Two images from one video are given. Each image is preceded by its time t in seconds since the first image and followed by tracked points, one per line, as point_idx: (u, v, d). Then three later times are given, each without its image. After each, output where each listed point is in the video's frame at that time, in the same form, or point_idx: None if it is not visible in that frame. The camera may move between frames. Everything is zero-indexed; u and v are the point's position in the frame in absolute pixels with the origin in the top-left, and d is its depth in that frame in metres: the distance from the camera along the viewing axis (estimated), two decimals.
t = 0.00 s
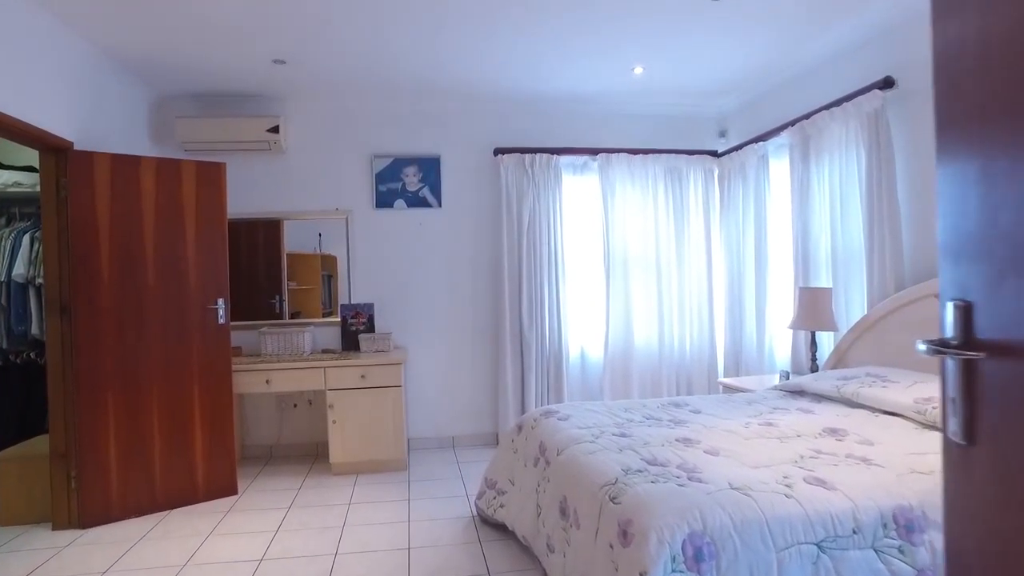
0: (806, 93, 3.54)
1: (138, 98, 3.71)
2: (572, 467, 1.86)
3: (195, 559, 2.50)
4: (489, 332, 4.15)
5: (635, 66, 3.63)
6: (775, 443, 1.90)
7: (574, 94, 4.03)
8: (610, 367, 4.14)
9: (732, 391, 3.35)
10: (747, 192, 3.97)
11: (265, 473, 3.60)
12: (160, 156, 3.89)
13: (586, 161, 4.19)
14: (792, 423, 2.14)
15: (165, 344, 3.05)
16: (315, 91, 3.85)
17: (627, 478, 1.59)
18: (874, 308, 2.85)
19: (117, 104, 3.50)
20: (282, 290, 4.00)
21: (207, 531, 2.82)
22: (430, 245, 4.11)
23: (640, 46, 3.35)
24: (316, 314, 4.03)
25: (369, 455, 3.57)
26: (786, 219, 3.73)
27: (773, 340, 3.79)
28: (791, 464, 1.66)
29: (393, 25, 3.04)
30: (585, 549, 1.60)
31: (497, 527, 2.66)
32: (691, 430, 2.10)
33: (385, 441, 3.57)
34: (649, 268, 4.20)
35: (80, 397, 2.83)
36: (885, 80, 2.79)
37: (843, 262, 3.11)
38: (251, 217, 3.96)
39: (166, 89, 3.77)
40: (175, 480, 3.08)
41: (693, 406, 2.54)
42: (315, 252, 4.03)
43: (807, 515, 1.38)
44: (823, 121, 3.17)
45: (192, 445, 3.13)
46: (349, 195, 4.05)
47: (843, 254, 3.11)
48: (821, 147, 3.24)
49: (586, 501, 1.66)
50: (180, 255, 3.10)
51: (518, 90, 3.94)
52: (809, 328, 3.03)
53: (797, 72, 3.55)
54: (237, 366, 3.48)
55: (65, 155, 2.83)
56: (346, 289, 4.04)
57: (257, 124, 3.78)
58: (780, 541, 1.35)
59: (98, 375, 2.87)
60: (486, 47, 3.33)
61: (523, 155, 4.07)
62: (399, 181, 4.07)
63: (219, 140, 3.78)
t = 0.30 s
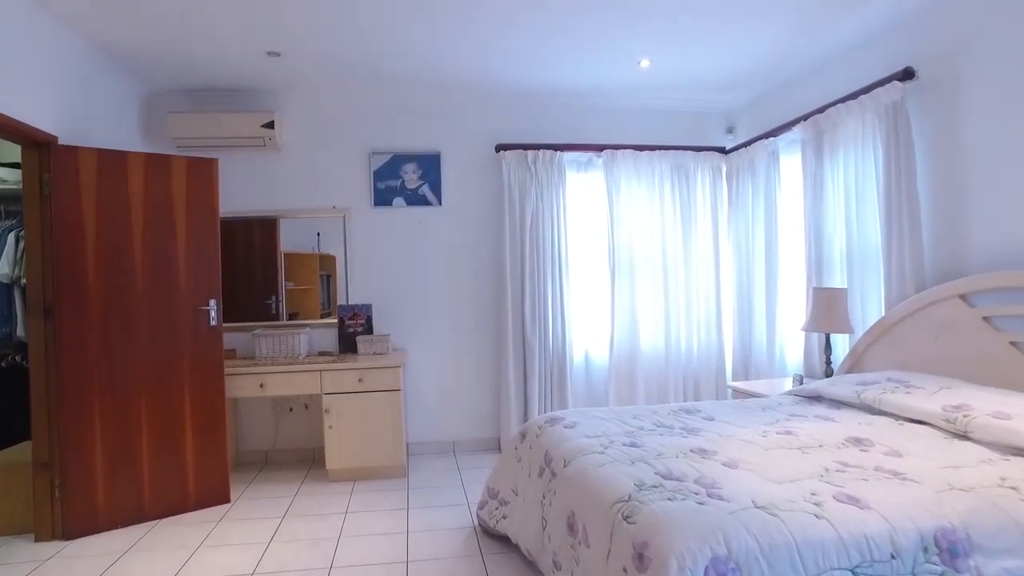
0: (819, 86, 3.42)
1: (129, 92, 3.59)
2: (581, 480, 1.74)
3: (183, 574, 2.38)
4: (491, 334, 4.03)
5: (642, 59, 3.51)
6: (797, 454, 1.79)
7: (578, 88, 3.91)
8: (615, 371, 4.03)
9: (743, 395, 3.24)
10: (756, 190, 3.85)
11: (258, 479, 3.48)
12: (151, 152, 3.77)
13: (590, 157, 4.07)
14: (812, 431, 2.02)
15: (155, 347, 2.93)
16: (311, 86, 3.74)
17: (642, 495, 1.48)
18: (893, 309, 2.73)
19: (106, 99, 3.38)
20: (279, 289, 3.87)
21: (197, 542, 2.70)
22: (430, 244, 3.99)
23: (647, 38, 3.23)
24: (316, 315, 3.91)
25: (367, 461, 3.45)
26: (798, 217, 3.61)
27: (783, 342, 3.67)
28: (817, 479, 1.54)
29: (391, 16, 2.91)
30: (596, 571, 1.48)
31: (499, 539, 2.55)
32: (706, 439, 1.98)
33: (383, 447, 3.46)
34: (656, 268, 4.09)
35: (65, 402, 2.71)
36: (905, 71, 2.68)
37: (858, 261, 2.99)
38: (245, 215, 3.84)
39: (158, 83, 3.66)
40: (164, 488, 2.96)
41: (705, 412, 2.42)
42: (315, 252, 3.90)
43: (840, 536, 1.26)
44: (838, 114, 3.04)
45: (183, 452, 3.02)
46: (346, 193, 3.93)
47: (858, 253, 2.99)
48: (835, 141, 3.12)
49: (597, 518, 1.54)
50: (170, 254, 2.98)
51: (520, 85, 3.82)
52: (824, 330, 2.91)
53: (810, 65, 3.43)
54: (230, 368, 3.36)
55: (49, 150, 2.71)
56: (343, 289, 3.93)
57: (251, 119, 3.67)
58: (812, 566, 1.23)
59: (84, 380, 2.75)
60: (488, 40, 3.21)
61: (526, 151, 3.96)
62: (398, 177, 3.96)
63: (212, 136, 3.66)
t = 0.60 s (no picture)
0: (832, 81, 3.30)
1: (120, 88, 3.48)
2: (589, 498, 1.63)
3: None
4: (493, 336, 3.92)
5: (649, 53, 3.39)
6: (820, 469, 1.67)
7: (583, 84, 3.79)
8: (621, 375, 3.92)
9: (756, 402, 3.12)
10: (767, 189, 3.73)
11: (253, 487, 3.37)
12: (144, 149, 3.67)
13: (596, 155, 3.96)
14: (834, 443, 1.91)
15: (144, 352, 2.82)
16: (308, 81, 3.63)
17: (657, 518, 1.36)
18: (913, 313, 2.61)
19: (96, 94, 3.27)
20: (276, 291, 3.76)
21: (186, 555, 2.58)
22: (430, 244, 3.88)
23: (655, 31, 3.11)
24: (315, 317, 3.80)
25: (365, 468, 3.34)
26: (810, 217, 3.49)
27: (795, 347, 3.56)
28: (845, 499, 1.42)
29: (389, 8, 2.80)
30: None
31: (501, 553, 2.43)
32: (721, 452, 1.87)
33: (382, 454, 3.34)
34: (663, 269, 3.97)
35: (49, 410, 2.60)
36: (927, 63, 2.56)
37: (875, 262, 2.88)
38: (240, 215, 3.73)
39: (150, 78, 3.55)
40: (153, 498, 2.85)
41: (718, 422, 2.31)
42: (314, 251, 3.79)
43: (879, 568, 1.14)
44: (853, 110, 2.92)
45: (173, 460, 2.91)
46: (344, 191, 3.82)
47: (875, 255, 2.87)
48: (850, 138, 3.00)
49: (607, 542, 1.43)
50: (160, 255, 2.87)
51: (523, 80, 3.71)
52: (840, 334, 2.79)
53: (824, 58, 3.31)
54: (224, 373, 3.25)
55: (32, 147, 2.60)
56: (341, 291, 3.81)
57: (246, 115, 3.56)
58: None
59: (69, 386, 2.64)
60: (489, 33, 3.10)
61: (529, 148, 3.84)
62: (398, 175, 3.85)
63: (206, 133, 3.56)
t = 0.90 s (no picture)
0: (847, 72, 3.20)
1: (114, 80, 3.40)
2: (601, 506, 1.53)
3: None
4: (498, 335, 3.82)
5: (658, 44, 3.29)
6: (846, 475, 1.57)
7: (590, 76, 3.69)
8: (628, 375, 3.82)
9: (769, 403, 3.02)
10: (778, 184, 3.63)
11: (250, 490, 3.28)
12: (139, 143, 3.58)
13: (602, 149, 3.86)
14: (858, 447, 1.81)
15: (137, 351, 2.73)
16: (307, 73, 3.53)
17: (676, 530, 1.27)
18: (934, 310, 2.51)
19: (89, 86, 3.18)
20: (276, 289, 3.67)
21: (179, 562, 2.49)
22: (432, 241, 3.78)
23: (665, 20, 3.00)
24: (316, 316, 3.71)
25: (365, 471, 3.25)
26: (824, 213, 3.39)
27: (807, 346, 3.46)
28: (876, 510, 1.31)
29: None
30: None
31: (506, 560, 2.34)
32: (739, 458, 1.77)
33: (383, 456, 3.25)
34: (671, 266, 3.87)
35: (38, 412, 2.51)
36: (951, 50, 2.46)
37: (893, 258, 2.78)
38: (238, 211, 3.64)
39: (145, 71, 3.46)
40: (146, 502, 2.76)
41: (733, 425, 2.21)
42: (314, 249, 3.70)
43: None
44: (870, 100, 2.82)
45: (167, 463, 2.82)
46: (344, 187, 3.72)
47: (893, 251, 2.77)
48: (867, 130, 2.90)
49: (622, 555, 1.33)
50: (153, 252, 2.78)
51: (528, 72, 3.61)
52: (857, 333, 2.69)
53: (838, 49, 3.22)
54: (220, 373, 3.16)
55: (20, 138, 2.51)
56: (341, 289, 3.72)
57: (243, 109, 3.47)
58: None
59: (59, 387, 2.56)
60: (493, 23, 2.99)
61: (534, 142, 3.75)
62: (399, 170, 3.75)
63: (203, 127, 3.47)
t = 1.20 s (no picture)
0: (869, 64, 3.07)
1: (109, 73, 3.29)
2: (623, 526, 1.41)
3: None
4: (505, 337, 3.70)
5: (671, 35, 3.16)
6: (889, 492, 1.44)
7: (600, 70, 3.57)
8: (639, 380, 3.70)
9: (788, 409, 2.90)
10: (795, 182, 3.50)
11: (248, 498, 3.16)
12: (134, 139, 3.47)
13: (612, 145, 3.74)
14: (896, 460, 1.68)
15: (130, 355, 2.62)
16: (308, 67, 3.41)
17: (709, 558, 1.15)
18: (966, 313, 2.38)
19: (82, 80, 3.07)
20: (276, 290, 3.56)
21: None
22: (437, 240, 3.66)
23: (681, 9, 2.87)
24: (317, 317, 3.60)
25: (368, 478, 3.13)
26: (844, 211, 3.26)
27: (826, 350, 3.33)
28: (932, 536, 1.19)
29: None
30: None
31: None
32: (769, 472, 1.64)
33: (386, 463, 3.14)
34: (683, 266, 3.75)
35: (24, 419, 2.39)
36: (987, 37, 2.32)
37: (919, 258, 2.65)
38: (237, 209, 3.53)
39: (140, 64, 3.35)
40: (139, 511, 2.65)
41: (757, 434, 2.09)
42: (316, 249, 3.59)
43: None
44: (896, 93, 2.70)
45: (162, 471, 2.70)
46: (347, 184, 3.61)
47: (920, 251, 2.64)
48: (892, 124, 2.77)
49: None
50: (147, 251, 2.66)
51: (536, 66, 3.49)
52: (883, 337, 2.56)
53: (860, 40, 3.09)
54: (217, 377, 3.04)
55: (5, 131, 2.40)
56: (344, 289, 3.61)
57: (242, 103, 3.36)
58: None
59: (47, 392, 2.44)
60: (501, 13, 2.87)
61: (543, 138, 3.63)
62: (403, 167, 3.63)
63: (200, 122, 3.35)
